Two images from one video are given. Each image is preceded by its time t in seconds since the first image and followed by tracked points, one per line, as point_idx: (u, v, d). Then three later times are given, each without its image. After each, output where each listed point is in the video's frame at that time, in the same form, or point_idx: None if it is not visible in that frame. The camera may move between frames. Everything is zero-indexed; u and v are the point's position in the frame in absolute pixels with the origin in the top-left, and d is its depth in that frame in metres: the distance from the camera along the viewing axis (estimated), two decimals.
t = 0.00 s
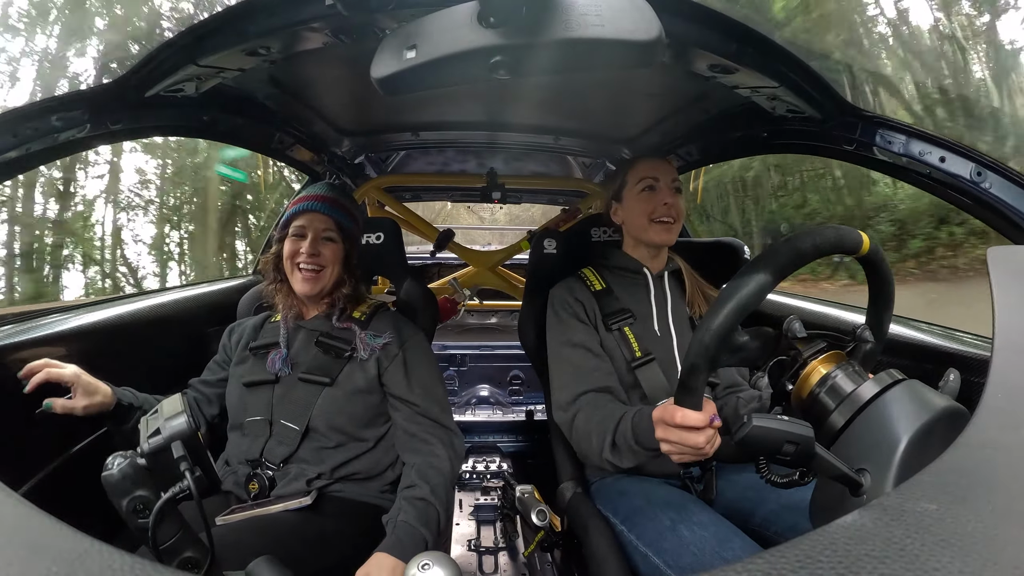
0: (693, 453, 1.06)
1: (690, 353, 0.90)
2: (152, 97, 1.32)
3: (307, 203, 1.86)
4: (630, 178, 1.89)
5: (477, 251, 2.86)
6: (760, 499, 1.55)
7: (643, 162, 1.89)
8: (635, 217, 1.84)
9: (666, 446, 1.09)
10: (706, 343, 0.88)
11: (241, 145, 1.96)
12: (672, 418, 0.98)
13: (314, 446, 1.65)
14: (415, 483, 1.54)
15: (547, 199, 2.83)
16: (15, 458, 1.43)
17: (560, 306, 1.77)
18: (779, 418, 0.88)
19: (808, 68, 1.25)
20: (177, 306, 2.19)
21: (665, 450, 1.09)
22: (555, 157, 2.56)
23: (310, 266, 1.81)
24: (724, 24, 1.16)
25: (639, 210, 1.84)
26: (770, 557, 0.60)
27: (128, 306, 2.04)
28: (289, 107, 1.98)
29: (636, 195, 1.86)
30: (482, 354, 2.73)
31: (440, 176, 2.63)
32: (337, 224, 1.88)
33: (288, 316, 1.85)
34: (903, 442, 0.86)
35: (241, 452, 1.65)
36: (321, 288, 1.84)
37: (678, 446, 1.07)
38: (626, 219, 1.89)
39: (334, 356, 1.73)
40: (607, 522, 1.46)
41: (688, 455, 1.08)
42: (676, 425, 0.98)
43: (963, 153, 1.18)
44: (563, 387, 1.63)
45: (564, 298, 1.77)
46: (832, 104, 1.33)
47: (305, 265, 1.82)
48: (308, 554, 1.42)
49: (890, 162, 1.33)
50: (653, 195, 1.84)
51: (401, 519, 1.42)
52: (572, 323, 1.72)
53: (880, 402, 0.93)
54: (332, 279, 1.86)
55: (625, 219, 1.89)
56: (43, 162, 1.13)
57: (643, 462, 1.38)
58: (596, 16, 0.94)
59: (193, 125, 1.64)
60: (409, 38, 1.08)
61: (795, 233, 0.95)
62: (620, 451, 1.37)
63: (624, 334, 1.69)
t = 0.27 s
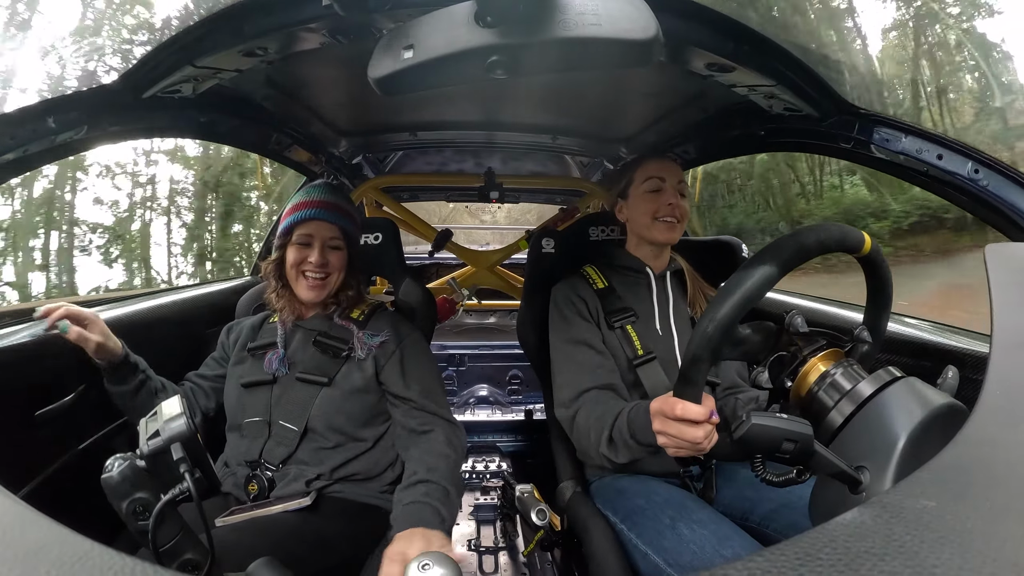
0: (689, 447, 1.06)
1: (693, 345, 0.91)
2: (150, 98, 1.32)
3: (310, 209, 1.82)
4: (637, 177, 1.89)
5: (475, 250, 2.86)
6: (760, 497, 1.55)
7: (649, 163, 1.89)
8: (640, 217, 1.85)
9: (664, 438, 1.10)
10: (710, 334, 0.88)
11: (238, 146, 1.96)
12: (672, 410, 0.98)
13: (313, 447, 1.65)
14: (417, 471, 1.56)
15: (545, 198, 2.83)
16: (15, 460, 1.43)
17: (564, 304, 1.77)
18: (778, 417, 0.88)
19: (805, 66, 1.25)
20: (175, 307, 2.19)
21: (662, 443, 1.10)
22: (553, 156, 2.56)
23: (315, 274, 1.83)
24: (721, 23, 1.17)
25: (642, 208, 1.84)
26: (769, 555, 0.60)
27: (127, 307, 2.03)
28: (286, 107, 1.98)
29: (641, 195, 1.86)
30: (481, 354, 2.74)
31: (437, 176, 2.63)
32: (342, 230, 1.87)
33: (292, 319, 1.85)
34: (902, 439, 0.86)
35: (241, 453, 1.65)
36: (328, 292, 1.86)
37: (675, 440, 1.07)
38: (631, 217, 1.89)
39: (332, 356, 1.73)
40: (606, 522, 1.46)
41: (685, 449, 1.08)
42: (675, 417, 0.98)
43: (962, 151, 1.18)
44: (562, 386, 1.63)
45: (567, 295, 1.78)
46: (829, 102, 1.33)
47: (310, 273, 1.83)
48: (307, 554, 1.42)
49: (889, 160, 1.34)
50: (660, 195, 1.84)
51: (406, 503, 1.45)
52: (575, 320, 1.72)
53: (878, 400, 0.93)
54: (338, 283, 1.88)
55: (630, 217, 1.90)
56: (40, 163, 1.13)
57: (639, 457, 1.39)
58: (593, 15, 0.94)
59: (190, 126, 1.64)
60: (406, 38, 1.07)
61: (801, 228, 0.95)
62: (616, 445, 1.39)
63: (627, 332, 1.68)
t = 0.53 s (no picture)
0: (684, 441, 1.06)
1: (696, 332, 0.91)
2: (144, 99, 1.31)
3: (311, 212, 1.82)
4: (632, 175, 1.89)
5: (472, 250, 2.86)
6: (757, 494, 1.56)
7: (645, 160, 1.89)
8: (637, 216, 1.85)
9: (659, 431, 1.10)
10: (714, 322, 0.89)
11: (233, 147, 1.95)
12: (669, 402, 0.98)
13: (310, 448, 1.65)
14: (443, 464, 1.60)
15: (541, 198, 2.83)
16: (12, 463, 1.42)
17: (558, 303, 1.77)
18: (776, 414, 0.89)
19: (799, 65, 1.26)
20: (171, 308, 2.18)
21: (657, 435, 1.10)
22: (549, 155, 2.56)
23: (315, 277, 1.83)
24: (716, 22, 1.17)
25: (638, 207, 1.85)
26: (768, 552, 0.60)
27: (122, 309, 2.02)
28: (281, 108, 1.98)
29: (637, 193, 1.86)
30: (478, 354, 2.74)
31: (433, 176, 2.63)
32: (341, 233, 1.88)
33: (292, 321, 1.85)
34: (900, 436, 0.86)
35: (238, 455, 1.64)
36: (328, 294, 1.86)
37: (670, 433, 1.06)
38: (626, 216, 1.89)
39: (329, 356, 1.73)
40: (604, 520, 1.46)
41: (680, 443, 1.07)
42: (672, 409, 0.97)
43: (959, 151, 1.20)
44: (559, 385, 1.64)
45: (562, 294, 1.78)
46: (824, 101, 1.34)
47: (310, 275, 1.83)
48: (306, 556, 1.42)
49: (885, 158, 1.34)
50: (655, 193, 1.84)
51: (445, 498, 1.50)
52: (572, 319, 1.72)
53: (875, 397, 0.94)
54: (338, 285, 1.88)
55: (625, 215, 1.90)
56: (34, 165, 1.12)
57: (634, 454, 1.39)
58: (588, 15, 0.94)
59: (185, 127, 1.63)
60: (401, 38, 1.07)
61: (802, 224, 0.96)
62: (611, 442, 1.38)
63: (621, 330, 1.68)
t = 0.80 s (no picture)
0: (681, 439, 1.07)
1: (690, 332, 0.90)
2: (138, 99, 1.31)
3: (299, 212, 1.80)
4: (619, 175, 1.89)
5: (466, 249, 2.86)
6: (752, 490, 1.57)
7: (633, 158, 1.89)
8: (626, 215, 1.85)
9: (656, 429, 1.10)
10: (706, 321, 0.89)
11: (226, 147, 1.94)
12: (663, 400, 0.99)
13: (306, 448, 1.64)
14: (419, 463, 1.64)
15: (535, 197, 2.83)
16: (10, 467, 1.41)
17: (548, 302, 1.77)
18: (771, 410, 0.89)
19: (793, 64, 1.26)
20: (164, 310, 2.17)
21: (653, 433, 1.10)
22: (543, 154, 2.56)
23: (306, 278, 1.81)
24: (711, 21, 1.17)
25: (627, 205, 1.84)
26: (766, 548, 0.61)
27: (115, 311, 2.01)
28: (275, 107, 1.97)
29: (625, 191, 1.86)
30: (473, 353, 2.74)
31: (428, 175, 2.62)
32: (331, 233, 1.86)
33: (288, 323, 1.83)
34: (895, 432, 0.87)
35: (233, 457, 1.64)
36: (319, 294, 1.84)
37: (667, 431, 1.07)
38: (615, 214, 1.89)
39: (324, 356, 1.72)
40: (601, 518, 1.46)
41: (677, 441, 1.08)
42: (667, 408, 0.99)
43: (952, 148, 1.22)
44: (554, 384, 1.64)
45: (553, 293, 1.77)
46: (818, 99, 1.34)
47: (301, 277, 1.81)
48: (302, 557, 1.41)
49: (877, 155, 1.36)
50: (643, 191, 1.85)
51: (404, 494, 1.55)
52: (563, 317, 1.72)
53: (869, 393, 0.95)
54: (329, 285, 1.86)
55: (613, 215, 1.90)
56: (26, 166, 1.11)
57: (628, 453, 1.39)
58: (583, 13, 0.94)
59: (179, 127, 1.62)
60: (396, 37, 1.07)
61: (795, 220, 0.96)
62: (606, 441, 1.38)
63: (611, 330, 1.69)
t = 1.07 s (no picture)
0: (680, 439, 1.07)
1: (684, 335, 0.91)
2: (132, 101, 1.30)
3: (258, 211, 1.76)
4: (616, 174, 1.89)
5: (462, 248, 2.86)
6: (750, 487, 1.57)
7: (630, 159, 1.89)
8: (623, 215, 1.85)
9: (655, 432, 1.10)
10: (700, 324, 0.89)
11: (221, 147, 1.93)
12: (660, 403, 0.99)
13: (303, 450, 1.64)
14: (425, 458, 1.66)
15: (531, 196, 2.84)
16: (8, 472, 1.40)
17: (544, 302, 1.77)
18: (768, 408, 0.89)
19: (786, 61, 1.26)
20: (162, 312, 2.16)
21: (653, 435, 1.10)
22: (538, 153, 2.56)
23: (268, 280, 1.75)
24: (705, 20, 1.17)
25: (624, 205, 1.84)
26: (763, 545, 0.61)
27: (110, 314, 2.00)
28: (269, 108, 1.96)
29: (621, 190, 1.86)
30: (470, 352, 2.74)
31: (423, 175, 2.62)
32: (291, 232, 1.75)
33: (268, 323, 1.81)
34: (892, 427, 0.88)
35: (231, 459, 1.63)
36: (285, 294, 1.77)
37: (665, 433, 1.08)
38: (612, 214, 1.89)
39: (321, 358, 1.72)
40: (599, 516, 1.47)
41: (676, 442, 1.08)
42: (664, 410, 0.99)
43: (946, 144, 1.24)
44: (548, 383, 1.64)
45: (549, 292, 1.77)
46: (813, 96, 1.35)
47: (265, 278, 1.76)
48: (301, 559, 1.41)
49: (870, 153, 1.37)
50: (639, 191, 1.85)
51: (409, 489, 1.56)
52: (560, 316, 1.72)
53: (865, 390, 0.95)
54: (295, 284, 1.77)
55: (610, 215, 1.90)
56: (20, 169, 1.10)
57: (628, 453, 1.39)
58: (577, 12, 0.94)
59: (174, 129, 1.61)
60: (391, 37, 1.07)
61: (789, 220, 0.97)
62: (605, 441, 1.38)
63: (609, 327, 1.69)
